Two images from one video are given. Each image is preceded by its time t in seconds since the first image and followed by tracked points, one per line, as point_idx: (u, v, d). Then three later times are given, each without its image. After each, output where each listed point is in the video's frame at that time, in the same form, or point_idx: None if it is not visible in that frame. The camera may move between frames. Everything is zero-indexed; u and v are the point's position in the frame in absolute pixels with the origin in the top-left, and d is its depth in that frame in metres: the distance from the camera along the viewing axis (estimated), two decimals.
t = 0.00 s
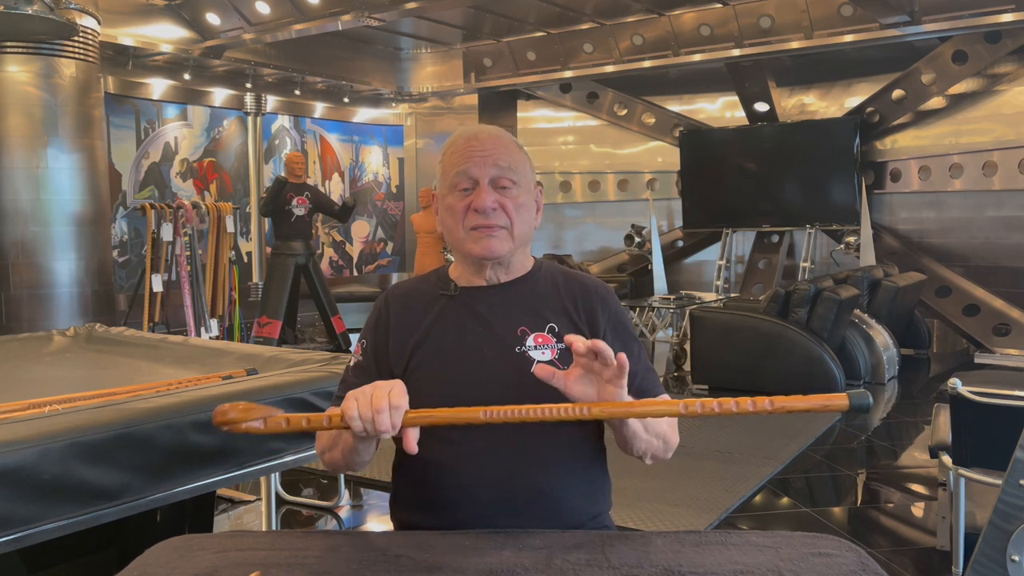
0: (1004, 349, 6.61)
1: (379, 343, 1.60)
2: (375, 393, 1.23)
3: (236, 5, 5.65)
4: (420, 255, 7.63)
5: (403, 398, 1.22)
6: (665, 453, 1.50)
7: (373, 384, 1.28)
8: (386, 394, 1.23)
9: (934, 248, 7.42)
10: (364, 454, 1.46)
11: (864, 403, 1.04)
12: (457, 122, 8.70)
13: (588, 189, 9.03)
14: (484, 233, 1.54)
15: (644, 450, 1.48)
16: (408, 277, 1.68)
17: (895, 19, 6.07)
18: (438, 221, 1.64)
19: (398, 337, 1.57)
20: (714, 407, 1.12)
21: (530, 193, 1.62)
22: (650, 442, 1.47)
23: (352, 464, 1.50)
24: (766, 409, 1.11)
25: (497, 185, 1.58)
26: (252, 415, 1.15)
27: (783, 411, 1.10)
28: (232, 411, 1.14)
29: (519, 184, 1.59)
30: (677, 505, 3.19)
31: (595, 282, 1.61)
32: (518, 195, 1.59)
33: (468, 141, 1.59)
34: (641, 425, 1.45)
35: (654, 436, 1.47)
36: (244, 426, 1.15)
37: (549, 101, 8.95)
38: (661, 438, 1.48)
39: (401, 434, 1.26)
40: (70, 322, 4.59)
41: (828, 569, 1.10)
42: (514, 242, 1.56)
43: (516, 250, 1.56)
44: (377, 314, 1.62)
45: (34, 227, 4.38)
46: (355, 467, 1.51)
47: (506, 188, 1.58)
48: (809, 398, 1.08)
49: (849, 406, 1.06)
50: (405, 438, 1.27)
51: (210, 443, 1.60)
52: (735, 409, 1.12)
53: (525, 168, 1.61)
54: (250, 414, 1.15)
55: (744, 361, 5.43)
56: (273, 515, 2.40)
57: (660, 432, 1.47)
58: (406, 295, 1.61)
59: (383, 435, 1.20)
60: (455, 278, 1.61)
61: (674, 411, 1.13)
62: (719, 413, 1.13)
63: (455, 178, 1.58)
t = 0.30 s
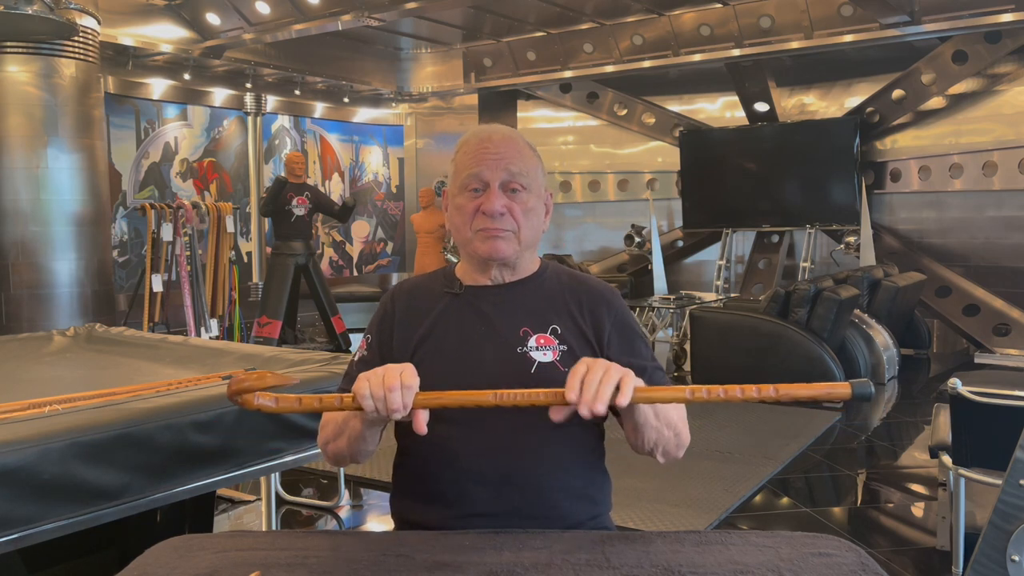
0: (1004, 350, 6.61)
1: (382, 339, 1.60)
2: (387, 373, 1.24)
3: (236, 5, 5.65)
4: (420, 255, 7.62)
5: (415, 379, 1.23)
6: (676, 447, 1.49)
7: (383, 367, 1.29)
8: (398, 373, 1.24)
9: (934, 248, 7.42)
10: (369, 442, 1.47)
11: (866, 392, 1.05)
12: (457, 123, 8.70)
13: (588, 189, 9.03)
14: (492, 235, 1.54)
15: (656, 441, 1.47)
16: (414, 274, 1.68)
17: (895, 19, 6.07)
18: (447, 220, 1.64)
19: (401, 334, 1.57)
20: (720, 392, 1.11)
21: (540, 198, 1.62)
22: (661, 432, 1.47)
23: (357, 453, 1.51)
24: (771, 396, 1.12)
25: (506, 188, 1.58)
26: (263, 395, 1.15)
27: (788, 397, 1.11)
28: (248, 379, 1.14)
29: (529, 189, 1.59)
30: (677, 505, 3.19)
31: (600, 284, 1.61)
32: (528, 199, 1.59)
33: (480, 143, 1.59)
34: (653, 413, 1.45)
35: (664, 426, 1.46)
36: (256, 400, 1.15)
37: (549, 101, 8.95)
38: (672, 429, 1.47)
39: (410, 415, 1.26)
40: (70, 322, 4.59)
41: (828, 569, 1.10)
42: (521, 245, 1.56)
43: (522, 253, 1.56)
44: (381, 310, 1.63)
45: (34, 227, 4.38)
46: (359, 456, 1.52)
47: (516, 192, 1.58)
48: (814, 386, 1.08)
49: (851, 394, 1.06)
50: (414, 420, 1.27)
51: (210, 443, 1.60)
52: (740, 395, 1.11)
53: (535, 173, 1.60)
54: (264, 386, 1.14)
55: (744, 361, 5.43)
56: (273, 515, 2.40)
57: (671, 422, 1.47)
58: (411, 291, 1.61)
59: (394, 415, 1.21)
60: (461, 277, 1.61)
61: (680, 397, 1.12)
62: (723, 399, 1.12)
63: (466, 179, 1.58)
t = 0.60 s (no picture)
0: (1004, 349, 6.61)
1: (385, 339, 1.60)
2: (385, 379, 1.23)
3: (236, 5, 5.65)
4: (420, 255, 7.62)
5: (414, 385, 1.22)
6: (671, 456, 1.50)
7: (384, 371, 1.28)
8: (397, 379, 1.23)
9: (934, 248, 7.42)
10: (371, 446, 1.47)
11: (864, 394, 1.06)
12: (457, 123, 8.71)
13: (588, 189, 9.04)
14: (488, 244, 1.54)
15: (651, 453, 1.48)
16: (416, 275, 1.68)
17: (895, 19, 6.06)
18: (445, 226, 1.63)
19: (403, 334, 1.57)
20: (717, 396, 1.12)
21: (536, 197, 1.60)
22: (656, 445, 1.47)
23: (358, 456, 1.51)
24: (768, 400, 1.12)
25: (499, 193, 1.57)
26: (262, 400, 1.17)
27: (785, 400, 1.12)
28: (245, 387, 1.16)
29: (523, 191, 1.57)
30: (677, 505, 3.19)
31: (603, 286, 1.61)
32: (522, 202, 1.57)
33: (470, 150, 1.57)
34: (649, 428, 1.45)
35: (660, 439, 1.47)
36: (253, 407, 1.16)
37: (549, 101, 8.95)
38: (668, 441, 1.47)
39: (409, 420, 1.26)
40: (70, 322, 4.59)
41: (828, 569, 1.10)
42: (518, 250, 1.56)
43: (521, 258, 1.56)
44: (384, 309, 1.63)
45: (34, 227, 4.38)
46: (361, 459, 1.52)
47: (509, 196, 1.56)
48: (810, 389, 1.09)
49: (848, 397, 1.07)
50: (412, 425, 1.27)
51: (209, 443, 1.60)
52: (737, 398, 1.12)
53: (528, 174, 1.58)
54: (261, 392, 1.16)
55: (744, 361, 5.43)
56: (273, 515, 2.40)
57: (667, 434, 1.47)
58: (414, 292, 1.61)
59: (393, 421, 1.21)
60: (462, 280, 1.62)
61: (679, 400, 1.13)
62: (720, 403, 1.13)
63: (458, 187, 1.57)
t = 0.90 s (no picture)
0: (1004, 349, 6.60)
1: (383, 341, 1.60)
2: (383, 380, 1.23)
3: (236, 5, 5.65)
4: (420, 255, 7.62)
5: (412, 386, 1.22)
6: (655, 465, 1.51)
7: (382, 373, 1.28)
8: (395, 381, 1.23)
9: (934, 248, 7.42)
10: (368, 451, 1.47)
11: (863, 399, 1.05)
12: (457, 123, 8.71)
13: (588, 189, 9.04)
14: (487, 244, 1.54)
15: (637, 461, 1.49)
16: (412, 276, 1.67)
17: (895, 19, 6.06)
18: (442, 228, 1.63)
19: (401, 336, 1.57)
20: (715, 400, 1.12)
21: (533, 197, 1.60)
22: (644, 454, 1.48)
23: (356, 460, 1.51)
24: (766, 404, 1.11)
25: (497, 193, 1.57)
26: (258, 399, 1.16)
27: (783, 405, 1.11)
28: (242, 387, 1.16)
29: (520, 191, 1.58)
30: (677, 505, 3.19)
31: (600, 286, 1.60)
32: (520, 202, 1.57)
33: (467, 150, 1.57)
34: (640, 437, 1.46)
35: (649, 448, 1.48)
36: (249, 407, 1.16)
37: (549, 101, 8.95)
38: (654, 451, 1.49)
39: (404, 422, 1.26)
40: (70, 322, 4.59)
41: (828, 569, 1.10)
42: (517, 250, 1.55)
43: (519, 257, 1.56)
44: (381, 311, 1.62)
45: (34, 227, 4.38)
46: (360, 464, 1.52)
47: (506, 196, 1.57)
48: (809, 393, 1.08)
49: (847, 402, 1.06)
50: (406, 427, 1.27)
51: (209, 443, 1.60)
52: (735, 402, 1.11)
53: (526, 174, 1.58)
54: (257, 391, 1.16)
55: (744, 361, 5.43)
56: (273, 515, 2.40)
57: (655, 445, 1.48)
58: (411, 293, 1.61)
59: (390, 422, 1.21)
60: (459, 281, 1.61)
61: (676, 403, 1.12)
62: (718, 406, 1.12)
63: (456, 188, 1.57)
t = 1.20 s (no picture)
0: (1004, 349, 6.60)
1: (380, 344, 1.60)
2: (384, 388, 1.23)
3: (236, 5, 5.65)
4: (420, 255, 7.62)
5: (412, 393, 1.22)
6: (655, 467, 1.52)
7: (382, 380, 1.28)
8: (396, 388, 1.22)
9: (934, 248, 7.42)
10: (369, 457, 1.47)
11: (868, 415, 1.04)
12: (457, 123, 8.71)
13: (588, 189, 9.04)
14: (477, 246, 1.54)
15: (637, 464, 1.49)
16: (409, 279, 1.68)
17: (895, 19, 6.06)
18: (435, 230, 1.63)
19: (398, 338, 1.57)
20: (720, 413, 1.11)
21: (523, 194, 1.60)
22: (644, 457, 1.48)
23: (357, 466, 1.51)
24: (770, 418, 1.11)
25: (485, 193, 1.57)
26: (258, 405, 1.15)
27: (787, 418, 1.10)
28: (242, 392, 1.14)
29: (508, 189, 1.57)
30: (677, 505, 3.19)
31: (598, 285, 1.60)
32: (508, 200, 1.57)
33: (453, 151, 1.57)
34: (640, 441, 1.46)
35: (649, 452, 1.48)
36: (248, 413, 1.14)
37: (549, 101, 8.95)
38: (654, 453, 1.49)
39: (404, 429, 1.25)
40: (70, 322, 4.59)
41: (828, 569, 1.10)
42: (508, 249, 1.55)
43: (511, 256, 1.56)
44: (379, 314, 1.62)
45: (34, 227, 4.38)
46: (361, 471, 1.52)
47: (494, 195, 1.56)
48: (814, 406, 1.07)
49: (852, 416, 1.05)
50: (406, 435, 1.27)
51: (210, 443, 1.60)
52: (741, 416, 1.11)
53: (513, 171, 1.58)
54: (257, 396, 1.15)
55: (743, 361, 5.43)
56: (273, 515, 2.40)
57: (655, 447, 1.49)
58: (407, 296, 1.61)
59: (390, 429, 1.21)
60: (454, 283, 1.61)
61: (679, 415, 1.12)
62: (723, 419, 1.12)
63: (443, 190, 1.57)
